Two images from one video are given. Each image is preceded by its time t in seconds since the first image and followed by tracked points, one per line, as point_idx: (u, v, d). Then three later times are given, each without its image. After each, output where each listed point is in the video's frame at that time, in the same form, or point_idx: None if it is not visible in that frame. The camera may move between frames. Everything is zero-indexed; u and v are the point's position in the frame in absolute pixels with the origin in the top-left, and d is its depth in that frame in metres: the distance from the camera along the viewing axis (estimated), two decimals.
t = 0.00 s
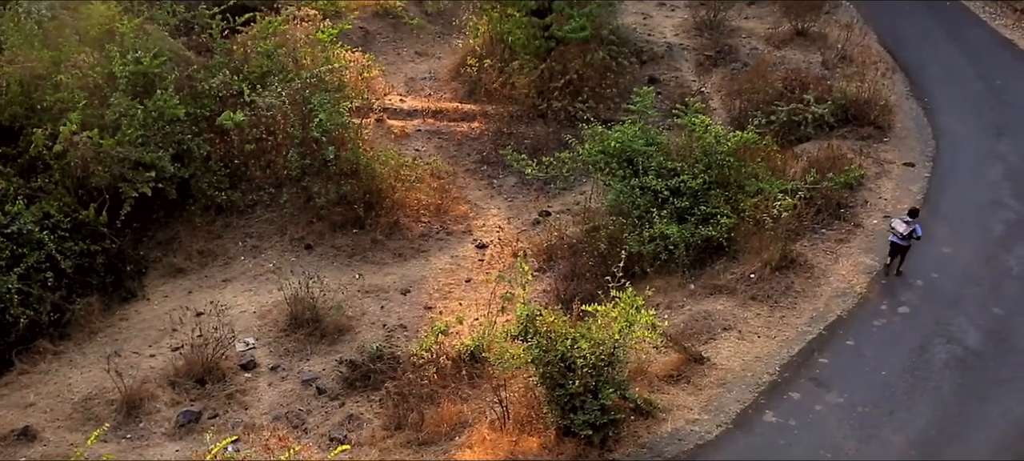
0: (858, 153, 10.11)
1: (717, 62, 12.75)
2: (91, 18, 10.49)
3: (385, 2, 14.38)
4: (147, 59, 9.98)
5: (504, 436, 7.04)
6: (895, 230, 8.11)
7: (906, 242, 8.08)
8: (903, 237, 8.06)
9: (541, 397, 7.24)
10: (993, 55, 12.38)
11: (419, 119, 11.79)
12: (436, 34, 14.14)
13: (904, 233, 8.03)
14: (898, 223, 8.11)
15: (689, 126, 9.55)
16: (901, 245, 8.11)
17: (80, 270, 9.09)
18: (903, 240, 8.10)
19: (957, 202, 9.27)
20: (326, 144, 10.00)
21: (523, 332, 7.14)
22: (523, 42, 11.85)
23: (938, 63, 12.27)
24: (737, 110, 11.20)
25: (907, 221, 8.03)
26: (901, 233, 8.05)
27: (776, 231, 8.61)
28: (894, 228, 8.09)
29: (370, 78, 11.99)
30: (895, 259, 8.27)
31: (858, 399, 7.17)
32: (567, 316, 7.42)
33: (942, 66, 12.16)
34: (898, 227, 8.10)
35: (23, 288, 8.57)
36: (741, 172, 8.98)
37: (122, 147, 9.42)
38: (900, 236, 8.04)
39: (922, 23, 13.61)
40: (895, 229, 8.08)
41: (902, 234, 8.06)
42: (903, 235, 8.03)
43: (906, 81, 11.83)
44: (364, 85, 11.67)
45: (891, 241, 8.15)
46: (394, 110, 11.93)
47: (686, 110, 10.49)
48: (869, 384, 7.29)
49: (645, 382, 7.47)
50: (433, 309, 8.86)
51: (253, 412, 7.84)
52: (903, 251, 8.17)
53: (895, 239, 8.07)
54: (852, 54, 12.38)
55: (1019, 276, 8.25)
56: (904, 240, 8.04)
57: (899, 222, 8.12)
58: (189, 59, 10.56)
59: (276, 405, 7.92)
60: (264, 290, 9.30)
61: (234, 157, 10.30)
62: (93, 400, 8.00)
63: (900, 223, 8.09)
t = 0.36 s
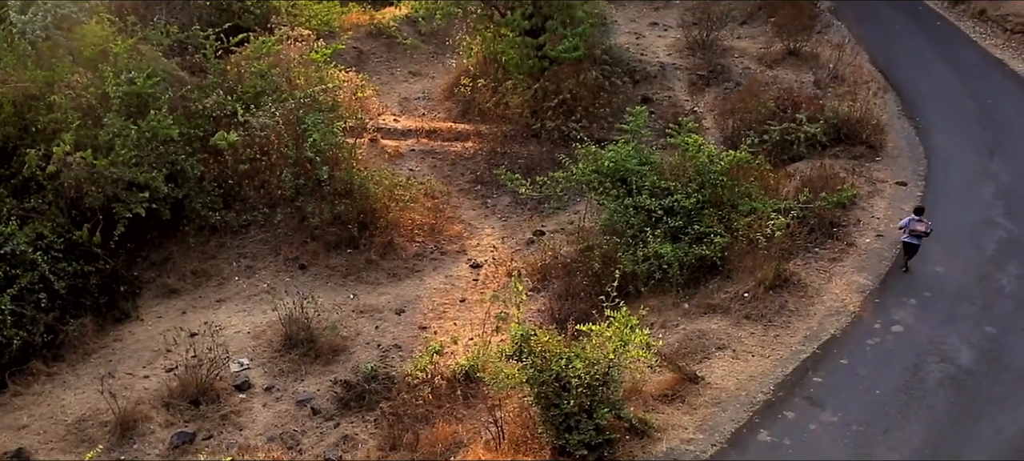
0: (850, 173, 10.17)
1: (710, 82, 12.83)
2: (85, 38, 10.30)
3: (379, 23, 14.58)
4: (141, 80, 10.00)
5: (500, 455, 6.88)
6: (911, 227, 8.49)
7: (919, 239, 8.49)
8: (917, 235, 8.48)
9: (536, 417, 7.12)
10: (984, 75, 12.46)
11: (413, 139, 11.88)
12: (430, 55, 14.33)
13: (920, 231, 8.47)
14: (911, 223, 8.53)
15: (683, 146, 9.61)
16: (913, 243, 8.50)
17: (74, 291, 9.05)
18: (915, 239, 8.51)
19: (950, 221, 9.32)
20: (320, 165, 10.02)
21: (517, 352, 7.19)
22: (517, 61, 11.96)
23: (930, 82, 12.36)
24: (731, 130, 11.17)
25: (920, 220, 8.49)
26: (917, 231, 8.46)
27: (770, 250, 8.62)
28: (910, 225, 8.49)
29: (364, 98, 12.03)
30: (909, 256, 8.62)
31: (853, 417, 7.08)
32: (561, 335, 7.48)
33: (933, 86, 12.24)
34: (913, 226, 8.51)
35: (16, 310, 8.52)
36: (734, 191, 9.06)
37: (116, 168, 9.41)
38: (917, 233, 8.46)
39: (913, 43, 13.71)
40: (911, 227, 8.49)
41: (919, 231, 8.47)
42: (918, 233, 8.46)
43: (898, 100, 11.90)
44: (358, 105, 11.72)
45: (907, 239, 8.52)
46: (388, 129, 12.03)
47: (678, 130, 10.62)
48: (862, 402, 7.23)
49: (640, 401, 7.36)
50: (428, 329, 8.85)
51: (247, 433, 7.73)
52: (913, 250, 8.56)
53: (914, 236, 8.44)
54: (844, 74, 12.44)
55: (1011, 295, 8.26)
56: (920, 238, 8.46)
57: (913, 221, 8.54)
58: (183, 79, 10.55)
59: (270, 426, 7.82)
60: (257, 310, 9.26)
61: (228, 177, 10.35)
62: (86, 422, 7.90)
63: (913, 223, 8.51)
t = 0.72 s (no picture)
0: (845, 188, 10.21)
1: (704, 98, 12.87)
2: (80, 55, 10.36)
3: (374, 39, 14.69)
4: (136, 96, 10.00)
5: None
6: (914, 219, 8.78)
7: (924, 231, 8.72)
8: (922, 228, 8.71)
9: (533, 434, 7.08)
10: (976, 90, 12.54)
11: (409, 155, 11.93)
12: (425, 71, 14.40)
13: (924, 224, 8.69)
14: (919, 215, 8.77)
15: (677, 162, 9.71)
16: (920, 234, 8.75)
17: (69, 309, 9.01)
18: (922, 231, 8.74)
19: (944, 235, 9.36)
20: (316, 181, 10.09)
21: (514, 369, 7.17)
22: (512, 78, 12.00)
23: (923, 97, 12.43)
24: (725, 145, 11.23)
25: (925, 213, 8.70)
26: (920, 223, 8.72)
27: (765, 265, 8.67)
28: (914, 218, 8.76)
29: (359, 114, 12.05)
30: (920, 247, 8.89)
31: (850, 433, 7.07)
32: (557, 352, 7.52)
33: (927, 100, 12.31)
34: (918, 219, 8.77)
35: (10, 328, 8.49)
36: (729, 206, 9.11)
37: (111, 185, 9.40)
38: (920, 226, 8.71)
39: (906, 58, 13.79)
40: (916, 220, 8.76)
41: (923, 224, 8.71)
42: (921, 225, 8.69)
43: (891, 115, 11.96)
44: (353, 121, 11.74)
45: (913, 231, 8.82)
46: (384, 145, 12.08)
47: (673, 145, 10.67)
48: (858, 417, 7.23)
49: (637, 417, 7.33)
50: (424, 346, 8.85)
51: (243, 451, 7.66)
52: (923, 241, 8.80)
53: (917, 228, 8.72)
54: (837, 90, 12.50)
55: (1005, 310, 8.30)
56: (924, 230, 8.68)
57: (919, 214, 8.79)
58: (178, 96, 10.60)
59: (267, 443, 7.75)
60: (254, 328, 9.24)
61: (224, 194, 10.32)
62: (82, 440, 7.85)
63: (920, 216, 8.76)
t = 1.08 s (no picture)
0: (841, 200, 10.24)
1: (701, 110, 12.90)
2: (76, 69, 10.30)
3: (370, 53, 14.73)
4: (132, 110, 9.95)
5: None
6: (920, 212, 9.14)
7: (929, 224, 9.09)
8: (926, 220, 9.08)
9: (531, 447, 7.10)
10: (971, 101, 12.59)
11: (405, 169, 11.93)
12: (422, 84, 14.43)
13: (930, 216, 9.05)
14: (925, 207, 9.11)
15: (675, 175, 9.76)
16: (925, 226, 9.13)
17: (66, 324, 9.03)
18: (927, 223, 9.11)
19: (940, 247, 9.38)
20: (312, 195, 10.15)
21: (511, 382, 7.20)
22: (508, 90, 12.00)
23: (919, 109, 12.48)
24: (722, 158, 11.25)
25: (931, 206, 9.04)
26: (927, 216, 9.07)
27: (761, 278, 8.71)
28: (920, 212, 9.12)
29: (356, 128, 12.06)
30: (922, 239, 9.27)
31: (847, 445, 7.05)
32: (555, 364, 7.51)
33: (922, 112, 12.35)
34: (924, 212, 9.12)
35: (6, 342, 8.47)
36: (725, 219, 9.16)
37: (107, 199, 9.43)
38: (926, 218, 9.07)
39: (902, 71, 13.84)
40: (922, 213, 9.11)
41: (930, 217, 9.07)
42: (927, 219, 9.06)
43: (887, 128, 12.00)
44: (350, 134, 11.75)
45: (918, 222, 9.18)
46: (381, 159, 12.09)
47: (669, 158, 10.75)
48: (855, 428, 7.22)
49: (635, 430, 7.31)
50: (421, 359, 8.84)
51: None
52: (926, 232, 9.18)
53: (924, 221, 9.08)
54: (833, 102, 12.53)
55: (1002, 322, 8.31)
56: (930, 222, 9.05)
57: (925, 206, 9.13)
58: (175, 110, 10.55)
59: (264, 457, 7.67)
60: (251, 341, 9.23)
61: (220, 207, 10.36)
62: (78, 454, 7.75)
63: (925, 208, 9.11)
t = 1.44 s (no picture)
0: (839, 209, 10.26)
1: (698, 120, 12.92)
2: (73, 80, 10.25)
3: (368, 63, 14.77)
4: (130, 121, 9.93)
5: None
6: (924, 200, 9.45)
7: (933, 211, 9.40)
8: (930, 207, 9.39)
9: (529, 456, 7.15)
10: (968, 111, 12.61)
11: (403, 179, 11.94)
12: (420, 94, 14.46)
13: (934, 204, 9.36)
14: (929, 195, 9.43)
15: (671, 185, 9.82)
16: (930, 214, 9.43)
17: (63, 335, 9.00)
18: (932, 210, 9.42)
19: (938, 257, 9.40)
20: (310, 205, 10.14)
21: (510, 391, 7.23)
22: (506, 101, 12.02)
23: (916, 119, 12.50)
24: (719, 168, 11.28)
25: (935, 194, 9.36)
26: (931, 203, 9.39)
27: (760, 287, 8.66)
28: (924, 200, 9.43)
29: (354, 138, 12.04)
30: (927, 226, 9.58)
31: (845, 455, 7.04)
32: (553, 375, 7.49)
33: (920, 122, 12.38)
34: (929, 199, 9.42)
35: (3, 354, 8.46)
36: (723, 228, 9.16)
37: (105, 209, 9.43)
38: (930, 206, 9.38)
39: (899, 80, 13.87)
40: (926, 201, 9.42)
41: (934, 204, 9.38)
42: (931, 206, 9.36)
43: (884, 137, 12.02)
44: (347, 145, 11.73)
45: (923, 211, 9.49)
46: (379, 169, 12.10)
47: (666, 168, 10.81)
48: (854, 437, 7.22)
49: (634, 440, 7.27)
50: (420, 369, 8.83)
51: None
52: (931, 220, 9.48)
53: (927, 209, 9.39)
54: (831, 111, 12.56)
55: (1000, 331, 8.32)
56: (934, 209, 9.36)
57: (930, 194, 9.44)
58: (172, 120, 10.57)
59: None
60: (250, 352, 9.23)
61: (218, 218, 10.31)
62: None
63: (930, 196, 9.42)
